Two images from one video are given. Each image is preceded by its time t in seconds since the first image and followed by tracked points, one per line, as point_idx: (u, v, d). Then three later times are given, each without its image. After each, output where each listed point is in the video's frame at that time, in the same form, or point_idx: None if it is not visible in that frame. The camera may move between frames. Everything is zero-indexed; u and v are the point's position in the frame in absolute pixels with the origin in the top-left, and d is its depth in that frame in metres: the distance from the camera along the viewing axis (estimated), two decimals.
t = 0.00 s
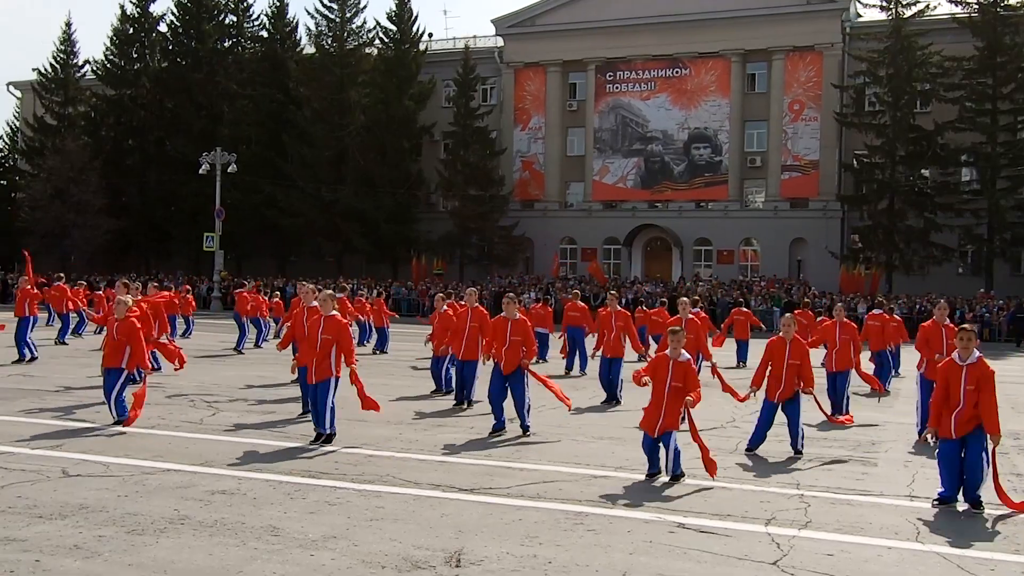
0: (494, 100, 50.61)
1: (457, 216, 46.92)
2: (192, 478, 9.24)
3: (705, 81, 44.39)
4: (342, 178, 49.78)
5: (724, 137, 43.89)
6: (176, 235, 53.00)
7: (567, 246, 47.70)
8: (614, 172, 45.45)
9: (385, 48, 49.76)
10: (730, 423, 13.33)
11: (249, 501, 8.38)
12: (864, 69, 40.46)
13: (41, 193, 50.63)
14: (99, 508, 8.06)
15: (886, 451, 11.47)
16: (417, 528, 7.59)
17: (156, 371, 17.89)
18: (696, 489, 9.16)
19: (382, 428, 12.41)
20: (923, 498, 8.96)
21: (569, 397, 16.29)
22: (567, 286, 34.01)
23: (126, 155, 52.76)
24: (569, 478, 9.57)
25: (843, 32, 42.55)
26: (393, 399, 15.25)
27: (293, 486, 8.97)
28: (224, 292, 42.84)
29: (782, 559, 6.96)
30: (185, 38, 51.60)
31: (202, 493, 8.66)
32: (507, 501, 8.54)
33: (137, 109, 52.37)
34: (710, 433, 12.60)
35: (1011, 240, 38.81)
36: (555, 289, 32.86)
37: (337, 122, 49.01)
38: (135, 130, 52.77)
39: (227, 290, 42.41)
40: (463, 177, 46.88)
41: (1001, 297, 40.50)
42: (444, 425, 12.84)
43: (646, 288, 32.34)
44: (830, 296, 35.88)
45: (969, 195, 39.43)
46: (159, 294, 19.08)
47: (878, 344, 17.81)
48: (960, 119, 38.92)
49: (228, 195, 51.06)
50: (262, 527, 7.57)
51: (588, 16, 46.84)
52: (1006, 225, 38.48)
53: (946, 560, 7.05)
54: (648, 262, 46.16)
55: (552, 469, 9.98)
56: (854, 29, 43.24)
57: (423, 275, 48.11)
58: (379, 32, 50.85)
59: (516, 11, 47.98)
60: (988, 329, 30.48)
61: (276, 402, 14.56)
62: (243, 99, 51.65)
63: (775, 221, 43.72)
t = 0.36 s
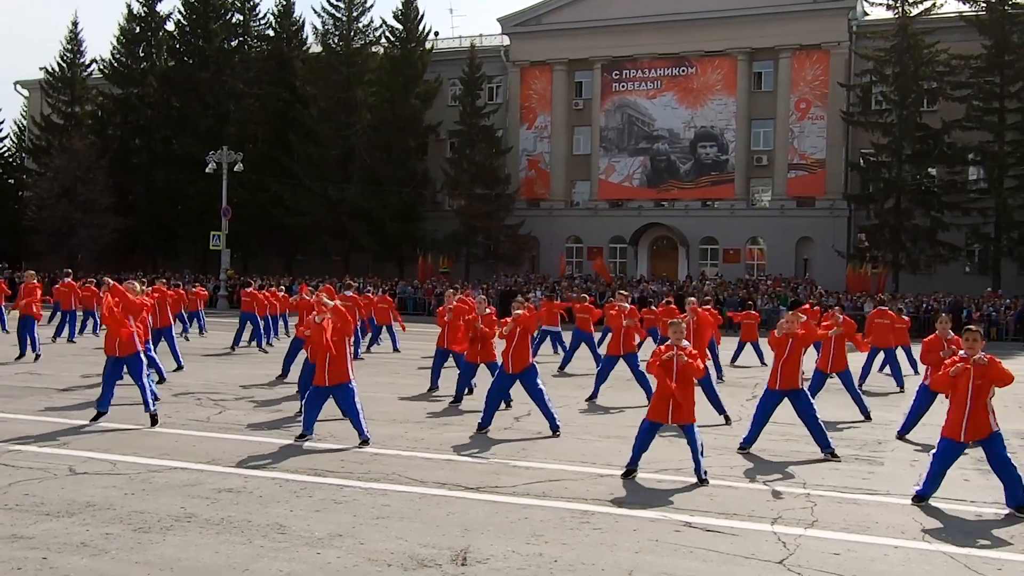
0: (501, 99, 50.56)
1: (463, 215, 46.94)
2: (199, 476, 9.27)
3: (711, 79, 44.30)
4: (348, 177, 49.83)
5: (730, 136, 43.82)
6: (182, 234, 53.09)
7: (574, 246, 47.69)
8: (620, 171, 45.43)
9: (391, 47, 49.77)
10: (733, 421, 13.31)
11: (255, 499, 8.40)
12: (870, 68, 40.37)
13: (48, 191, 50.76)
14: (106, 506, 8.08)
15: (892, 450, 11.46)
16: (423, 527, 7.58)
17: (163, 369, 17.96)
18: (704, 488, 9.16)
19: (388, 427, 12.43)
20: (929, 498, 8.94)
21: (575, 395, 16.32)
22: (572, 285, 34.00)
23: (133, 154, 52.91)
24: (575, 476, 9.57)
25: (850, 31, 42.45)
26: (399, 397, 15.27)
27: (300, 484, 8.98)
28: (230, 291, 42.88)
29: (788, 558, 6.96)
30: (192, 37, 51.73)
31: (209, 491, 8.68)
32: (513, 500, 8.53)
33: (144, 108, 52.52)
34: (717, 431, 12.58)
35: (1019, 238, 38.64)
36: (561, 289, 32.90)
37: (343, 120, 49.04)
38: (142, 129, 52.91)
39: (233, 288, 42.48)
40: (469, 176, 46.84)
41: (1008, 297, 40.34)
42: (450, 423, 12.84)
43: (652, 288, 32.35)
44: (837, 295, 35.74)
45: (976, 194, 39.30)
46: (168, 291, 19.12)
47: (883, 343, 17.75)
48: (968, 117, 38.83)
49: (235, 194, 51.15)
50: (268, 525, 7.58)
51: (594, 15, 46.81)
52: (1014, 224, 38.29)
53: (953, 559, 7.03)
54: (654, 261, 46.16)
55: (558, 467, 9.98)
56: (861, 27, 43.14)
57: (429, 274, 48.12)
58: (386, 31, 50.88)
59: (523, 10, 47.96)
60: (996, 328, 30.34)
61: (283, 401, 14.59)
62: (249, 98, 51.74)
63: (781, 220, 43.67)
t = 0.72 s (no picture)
0: (504, 96, 50.53)
1: (467, 212, 46.94)
2: (203, 472, 9.28)
3: (715, 76, 44.24)
4: (352, 174, 49.86)
5: (734, 133, 43.82)
6: (186, 231, 53.14)
7: (577, 243, 47.68)
8: (624, 168, 45.44)
9: (395, 43, 49.74)
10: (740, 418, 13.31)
11: (259, 496, 8.40)
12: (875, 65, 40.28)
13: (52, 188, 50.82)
14: (110, 503, 8.09)
15: (896, 448, 11.45)
16: (427, 523, 7.59)
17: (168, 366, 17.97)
18: (709, 485, 9.16)
19: (392, 424, 12.43)
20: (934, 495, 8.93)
21: (579, 392, 16.30)
22: (576, 283, 34.00)
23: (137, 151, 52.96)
24: (579, 473, 9.57)
25: (854, 28, 42.34)
26: (404, 394, 15.28)
27: (304, 481, 8.98)
28: (234, 287, 42.88)
29: (791, 556, 6.95)
30: (196, 34, 51.76)
31: (213, 488, 8.69)
32: (516, 496, 8.54)
33: (148, 105, 52.57)
34: (721, 429, 12.57)
35: None
36: (565, 286, 32.91)
37: (347, 118, 49.03)
38: (146, 126, 52.96)
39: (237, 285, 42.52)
40: (473, 173, 46.81)
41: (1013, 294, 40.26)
42: (454, 420, 12.85)
43: (655, 285, 32.36)
44: (841, 292, 35.66)
45: (980, 191, 39.24)
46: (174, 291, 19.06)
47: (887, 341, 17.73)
48: (972, 114, 38.77)
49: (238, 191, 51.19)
50: (272, 522, 7.58)
51: (598, 12, 46.73)
52: (1018, 221, 38.21)
53: (956, 556, 7.03)
54: (658, 258, 46.17)
55: (561, 465, 9.98)
56: (865, 24, 43.05)
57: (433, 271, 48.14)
58: (389, 28, 50.86)
59: (526, 7, 47.92)
60: (1001, 326, 30.27)
61: (286, 398, 14.60)
62: (253, 95, 51.78)
63: (785, 217, 43.61)
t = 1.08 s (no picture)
0: (506, 93, 50.49)
1: (469, 210, 46.95)
2: (205, 470, 9.29)
3: (716, 74, 44.20)
4: (353, 172, 49.88)
5: (736, 130, 43.82)
6: (188, 229, 53.15)
7: (579, 240, 47.65)
8: (626, 166, 45.42)
9: (396, 41, 49.70)
10: (744, 415, 13.26)
11: (261, 494, 8.41)
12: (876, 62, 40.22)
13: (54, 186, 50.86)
14: (113, 501, 8.10)
15: (899, 445, 11.43)
16: (429, 521, 7.60)
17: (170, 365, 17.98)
18: (712, 483, 9.15)
19: (393, 422, 12.43)
20: (937, 492, 8.92)
21: (581, 390, 16.29)
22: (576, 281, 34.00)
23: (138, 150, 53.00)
24: (581, 471, 9.57)
25: (856, 24, 42.26)
26: (406, 392, 15.27)
27: (305, 479, 8.99)
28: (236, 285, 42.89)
29: (794, 553, 6.95)
30: (197, 33, 51.77)
31: (215, 486, 8.70)
32: (518, 494, 8.54)
33: (149, 104, 52.61)
34: (723, 427, 12.55)
35: None
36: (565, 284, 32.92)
37: (348, 116, 49.02)
38: (147, 124, 52.99)
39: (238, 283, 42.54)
40: (474, 171, 46.79)
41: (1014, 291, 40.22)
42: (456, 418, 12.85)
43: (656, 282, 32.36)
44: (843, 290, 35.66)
45: (982, 187, 39.21)
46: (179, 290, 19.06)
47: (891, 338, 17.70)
48: (974, 111, 38.72)
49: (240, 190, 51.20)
50: (274, 520, 7.59)
51: (599, 9, 46.68)
52: (1020, 218, 38.17)
53: (960, 553, 7.02)
54: (659, 255, 46.21)
55: (563, 462, 9.98)
56: (866, 21, 42.99)
57: (434, 269, 48.13)
58: (390, 26, 50.84)
59: (528, 4, 47.90)
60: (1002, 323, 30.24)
61: (288, 396, 14.61)
62: (254, 93, 51.81)
63: (786, 214, 43.59)
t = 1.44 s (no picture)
0: (505, 91, 50.49)
1: (469, 208, 46.94)
2: (205, 468, 9.29)
3: (716, 71, 44.18)
4: (353, 170, 49.88)
5: (735, 128, 43.80)
6: (187, 227, 53.13)
7: (579, 238, 47.67)
8: (625, 163, 45.38)
9: (395, 39, 49.66)
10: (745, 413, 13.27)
11: (261, 492, 8.41)
12: (876, 59, 40.18)
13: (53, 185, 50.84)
14: (113, 499, 8.10)
15: (898, 443, 11.44)
16: (429, 519, 7.60)
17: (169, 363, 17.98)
18: (712, 481, 9.14)
19: (393, 420, 12.43)
20: (937, 490, 8.93)
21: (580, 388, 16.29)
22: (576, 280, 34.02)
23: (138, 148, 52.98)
24: (580, 469, 9.58)
25: (856, 22, 42.22)
26: (405, 390, 15.26)
27: (305, 477, 8.99)
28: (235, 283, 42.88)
29: (794, 550, 6.94)
30: (196, 31, 51.73)
31: (214, 484, 8.69)
32: (518, 492, 8.54)
33: (149, 101, 52.59)
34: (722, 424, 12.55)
35: None
36: (565, 283, 32.93)
37: (347, 114, 49.00)
38: (147, 123, 52.95)
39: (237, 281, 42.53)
40: (474, 168, 46.78)
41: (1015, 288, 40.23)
42: (456, 416, 12.84)
43: (657, 279, 32.38)
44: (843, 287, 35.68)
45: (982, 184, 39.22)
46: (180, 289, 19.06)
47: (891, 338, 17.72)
48: (974, 108, 38.71)
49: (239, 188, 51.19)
50: (274, 518, 7.59)
51: (599, 7, 46.66)
52: (1020, 215, 38.15)
53: (959, 551, 7.02)
54: (659, 253, 46.35)
55: (563, 460, 9.98)
56: (866, 18, 42.97)
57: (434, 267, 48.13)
58: (389, 24, 50.83)
59: (527, 2, 47.87)
60: (1003, 321, 30.25)
61: (289, 394, 14.61)
62: (254, 91, 51.83)
63: (785, 211, 43.60)
